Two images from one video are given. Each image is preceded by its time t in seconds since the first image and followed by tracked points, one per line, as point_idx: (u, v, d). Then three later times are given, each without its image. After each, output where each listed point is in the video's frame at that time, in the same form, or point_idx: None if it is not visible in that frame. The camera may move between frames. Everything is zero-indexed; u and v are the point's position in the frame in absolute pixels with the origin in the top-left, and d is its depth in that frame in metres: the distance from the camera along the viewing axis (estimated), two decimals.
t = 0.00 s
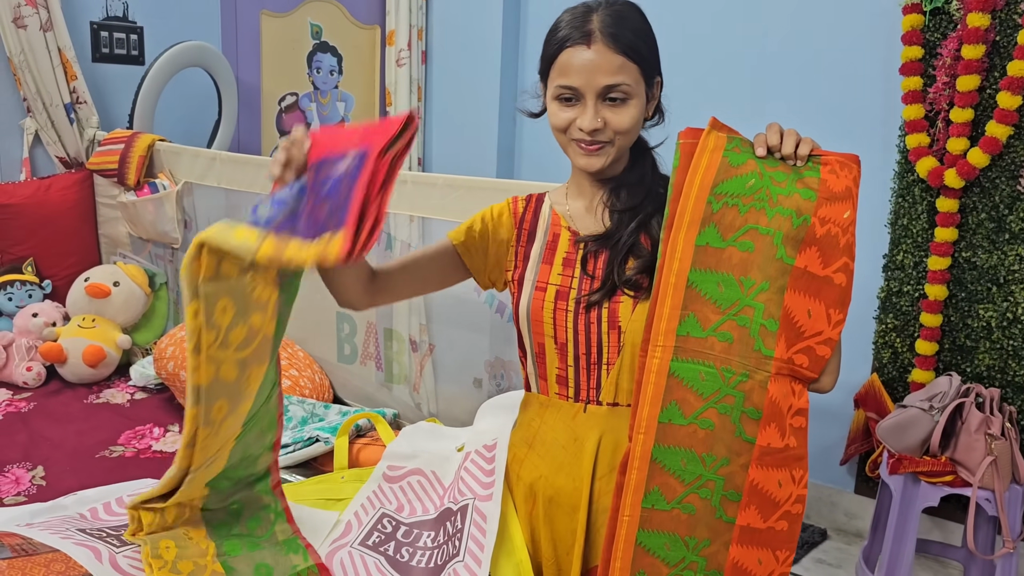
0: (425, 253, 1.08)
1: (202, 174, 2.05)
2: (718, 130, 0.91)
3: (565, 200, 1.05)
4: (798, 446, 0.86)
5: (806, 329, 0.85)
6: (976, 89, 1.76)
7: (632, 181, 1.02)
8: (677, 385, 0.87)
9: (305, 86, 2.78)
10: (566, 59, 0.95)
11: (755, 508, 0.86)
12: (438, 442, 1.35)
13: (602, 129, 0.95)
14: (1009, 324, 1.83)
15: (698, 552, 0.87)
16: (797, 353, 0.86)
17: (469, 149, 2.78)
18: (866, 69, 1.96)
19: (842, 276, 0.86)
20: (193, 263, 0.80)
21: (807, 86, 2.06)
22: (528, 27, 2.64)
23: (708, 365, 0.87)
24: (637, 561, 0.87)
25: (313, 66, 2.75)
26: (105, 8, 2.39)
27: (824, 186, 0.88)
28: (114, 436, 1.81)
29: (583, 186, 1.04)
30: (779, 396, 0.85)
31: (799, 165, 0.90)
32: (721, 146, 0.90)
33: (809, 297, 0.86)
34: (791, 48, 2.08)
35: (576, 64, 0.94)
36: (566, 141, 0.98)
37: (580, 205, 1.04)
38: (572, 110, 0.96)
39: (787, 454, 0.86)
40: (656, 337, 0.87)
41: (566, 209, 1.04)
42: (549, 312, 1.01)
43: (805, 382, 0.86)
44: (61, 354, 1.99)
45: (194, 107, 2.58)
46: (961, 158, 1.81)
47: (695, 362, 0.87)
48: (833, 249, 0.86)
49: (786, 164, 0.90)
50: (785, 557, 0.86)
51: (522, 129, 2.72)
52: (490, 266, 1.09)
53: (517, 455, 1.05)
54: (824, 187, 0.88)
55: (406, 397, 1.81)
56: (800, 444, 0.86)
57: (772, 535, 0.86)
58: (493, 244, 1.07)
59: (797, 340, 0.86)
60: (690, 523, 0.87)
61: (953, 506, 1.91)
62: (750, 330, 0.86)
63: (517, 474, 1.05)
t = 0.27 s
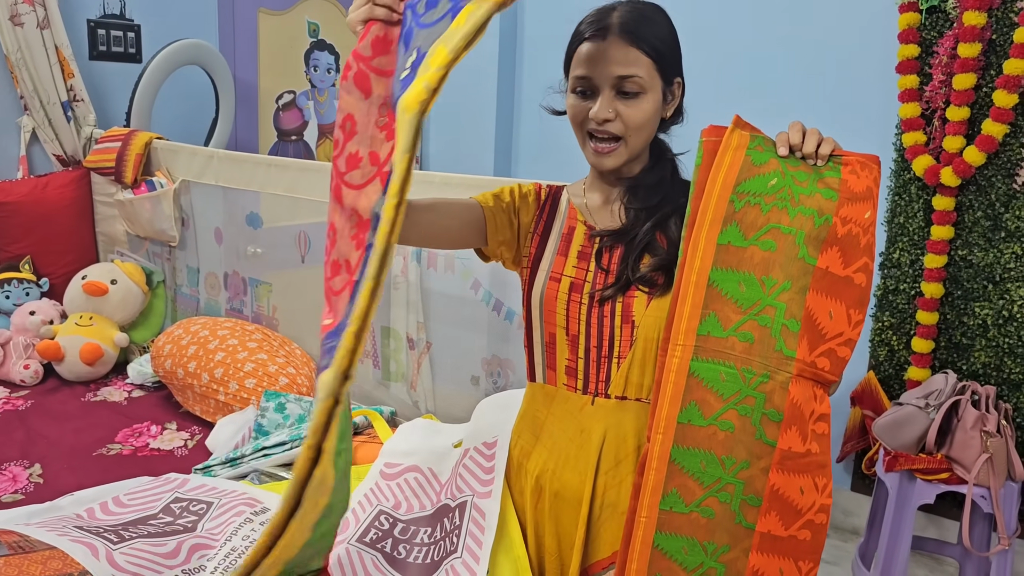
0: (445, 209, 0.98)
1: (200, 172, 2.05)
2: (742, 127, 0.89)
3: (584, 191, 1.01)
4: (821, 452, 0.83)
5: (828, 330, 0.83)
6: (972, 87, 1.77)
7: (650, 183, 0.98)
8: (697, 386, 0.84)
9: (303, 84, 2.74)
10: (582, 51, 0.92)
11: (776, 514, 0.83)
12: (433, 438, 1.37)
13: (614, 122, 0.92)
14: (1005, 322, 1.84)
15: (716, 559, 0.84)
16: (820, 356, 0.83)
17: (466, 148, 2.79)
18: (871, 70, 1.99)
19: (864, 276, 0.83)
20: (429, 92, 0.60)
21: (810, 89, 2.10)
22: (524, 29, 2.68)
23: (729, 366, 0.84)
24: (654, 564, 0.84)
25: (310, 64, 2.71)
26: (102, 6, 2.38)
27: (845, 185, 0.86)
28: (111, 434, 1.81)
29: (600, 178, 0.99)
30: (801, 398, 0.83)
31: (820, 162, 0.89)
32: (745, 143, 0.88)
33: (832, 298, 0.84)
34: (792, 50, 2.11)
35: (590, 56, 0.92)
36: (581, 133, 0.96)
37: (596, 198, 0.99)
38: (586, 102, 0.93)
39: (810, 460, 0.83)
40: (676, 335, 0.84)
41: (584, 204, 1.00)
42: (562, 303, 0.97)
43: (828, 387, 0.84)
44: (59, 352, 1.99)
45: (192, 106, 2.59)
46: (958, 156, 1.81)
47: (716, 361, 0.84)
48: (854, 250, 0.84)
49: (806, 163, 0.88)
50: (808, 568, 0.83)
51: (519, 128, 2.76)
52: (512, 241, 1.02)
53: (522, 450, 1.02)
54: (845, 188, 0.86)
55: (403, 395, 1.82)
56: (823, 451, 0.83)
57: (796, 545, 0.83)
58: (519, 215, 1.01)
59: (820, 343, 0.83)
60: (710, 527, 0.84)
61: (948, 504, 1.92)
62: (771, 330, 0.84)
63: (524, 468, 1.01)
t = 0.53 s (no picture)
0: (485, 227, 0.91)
1: (198, 169, 2.04)
2: (753, 148, 0.88)
3: (597, 188, 0.98)
4: (841, 461, 0.83)
5: (844, 340, 0.83)
6: (969, 85, 1.77)
7: (669, 178, 0.95)
8: (716, 395, 0.85)
9: (302, 81, 2.81)
10: (622, 46, 0.90)
11: (796, 522, 0.84)
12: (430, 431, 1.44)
13: (662, 115, 0.89)
14: (1002, 319, 1.84)
15: (739, 564, 0.85)
16: (838, 367, 0.84)
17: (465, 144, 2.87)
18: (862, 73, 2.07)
19: (877, 288, 0.83)
20: None
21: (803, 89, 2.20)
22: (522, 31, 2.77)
23: (746, 375, 0.85)
24: (678, 567, 0.85)
25: (309, 62, 2.80)
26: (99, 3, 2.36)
27: (854, 201, 0.86)
28: (110, 431, 1.81)
29: (615, 173, 0.96)
30: (817, 406, 0.84)
31: (827, 182, 0.88)
32: (756, 162, 0.88)
33: (847, 309, 0.84)
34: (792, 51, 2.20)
35: (633, 51, 0.89)
36: (619, 131, 0.92)
37: (615, 195, 0.96)
38: (629, 97, 0.90)
39: (830, 468, 0.83)
40: (694, 347, 0.85)
41: (600, 201, 0.96)
42: (578, 301, 0.93)
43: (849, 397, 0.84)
44: (57, 350, 1.98)
45: (191, 103, 2.59)
46: (955, 154, 1.82)
47: (732, 371, 0.85)
48: (866, 261, 0.83)
49: (815, 181, 0.88)
50: None
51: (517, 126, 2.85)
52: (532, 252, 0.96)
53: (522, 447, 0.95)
54: (854, 203, 0.86)
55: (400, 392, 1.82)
56: (843, 460, 0.83)
57: (819, 554, 0.84)
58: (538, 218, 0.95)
59: (836, 355, 0.84)
60: (734, 531, 0.85)
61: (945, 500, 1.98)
62: (786, 340, 0.85)
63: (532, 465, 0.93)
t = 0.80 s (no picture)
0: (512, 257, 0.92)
1: (194, 171, 2.04)
2: (742, 158, 0.91)
3: (598, 193, 0.98)
4: (849, 456, 0.85)
5: (847, 338, 0.84)
6: (963, 86, 1.78)
7: (673, 183, 0.96)
8: (722, 395, 0.87)
9: (297, 83, 2.81)
10: (620, 45, 0.91)
11: (807, 515, 0.86)
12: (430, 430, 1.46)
13: (655, 114, 0.90)
14: (995, 319, 1.86)
15: (754, 558, 0.88)
16: (844, 363, 0.85)
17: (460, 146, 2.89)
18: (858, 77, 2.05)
19: (875, 287, 0.84)
20: None
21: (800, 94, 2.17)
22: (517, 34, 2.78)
23: (750, 375, 0.87)
24: (696, 562, 0.88)
25: (305, 63, 2.80)
26: (95, 5, 2.36)
27: (843, 205, 0.87)
28: (107, 433, 1.81)
29: (616, 175, 0.97)
30: (820, 402, 0.85)
31: (815, 191, 0.90)
32: (745, 171, 0.90)
33: (849, 308, 0.85)
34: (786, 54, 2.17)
35: (631, 50, 0.90)
36: (614, 129, 0.93)
37: (617, 199, 0.96)
38: (625, 96, 0.91)
39: (840, 463, 0.85)
40: (697, 350, 0.86)
41: (603, 206, 0.96)
42: (584, 307, 0.93)
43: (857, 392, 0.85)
44: (54, 352, 1.98)
45: (187, 105, 2.59)
46: (948, 155, 1.83)
47: (735, 372, 0.87)
48: (861, 261, 0.84)
49: (804, 191, 0.90)
50: (849, 571, 0.85)
51: (513, 128, 2.86)
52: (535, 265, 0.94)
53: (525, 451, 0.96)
54: (843, 206, 0.88)
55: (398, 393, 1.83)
56: (853, 455, 0.85)
57: (831, 547, 0.86)
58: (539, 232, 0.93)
59: (840, 352, 0.85)
60: (746, 526, 0.87)
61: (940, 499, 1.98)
62: (784, 339, 0.86)
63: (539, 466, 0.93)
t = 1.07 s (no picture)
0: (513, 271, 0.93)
1: (188, 175, 2.05)
2: (745, 162, 0.90)
3: (592, 197, 0.99)
4: (845, 456, 0.86)
5: (847, 342, 0.86)
6: (953, 89, 1.80)
7: (666, 187, 0.97)
8: (720, 399, 0.88)
9: (291, 86, 2.81)
10: (604, 62, 0.92)
11: (802, 513, 0.88)
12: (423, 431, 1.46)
13: (647, 129, 0.91)
14: (985, 321, 1.87)
15: (750, 554, 0.90)
16: (843, 365, 0.86)
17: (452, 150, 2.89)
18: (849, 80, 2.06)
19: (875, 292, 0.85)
20: None
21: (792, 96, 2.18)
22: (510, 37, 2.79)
23: (748, 380, 0.88)
24: (693, 561, 0.90)
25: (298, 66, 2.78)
26: (88, 8, 2.38)
27: (840, 213, 0.88)
28: (101, 437, 1.81)
29: (609, 183, 0.98)
30: (819, 406, 0.87)
31: (808, 195, 0.91)
32: (748, 176, 0.89)
33: (849, 313, 0.86)
34: (776, 55, 2.18)
35: (615, 66, 0.91)
36: (607, 144, 0.94)
37: (610, 204, 0.98)
38: (615, 112, 0.92)
39: (836, 463, 0.86)
40: (699, 357, 0.87)
41: (595, 211, 0.97)
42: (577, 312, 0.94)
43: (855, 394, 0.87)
44: (47, 355, 1.98)
45: (180, 108, 2.59)
46: (939, 158, 1.85)
47: (736, 377, 0.88)
48: (862, 267, 0.85)
49: (801, 194, 0.90)
50: (839, 563, 0.88)
51: (506, 130, 2.86)
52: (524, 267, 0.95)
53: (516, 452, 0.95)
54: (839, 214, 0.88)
55: (392, 395, 1.83)
56: (848, 455, 0.86)
57: (825, 542, 0.88)
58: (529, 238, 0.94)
59: (840, 355, 0.86)
60: (743, 525, 0.89)
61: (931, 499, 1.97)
62: (785, 346, 0.88)
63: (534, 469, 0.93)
